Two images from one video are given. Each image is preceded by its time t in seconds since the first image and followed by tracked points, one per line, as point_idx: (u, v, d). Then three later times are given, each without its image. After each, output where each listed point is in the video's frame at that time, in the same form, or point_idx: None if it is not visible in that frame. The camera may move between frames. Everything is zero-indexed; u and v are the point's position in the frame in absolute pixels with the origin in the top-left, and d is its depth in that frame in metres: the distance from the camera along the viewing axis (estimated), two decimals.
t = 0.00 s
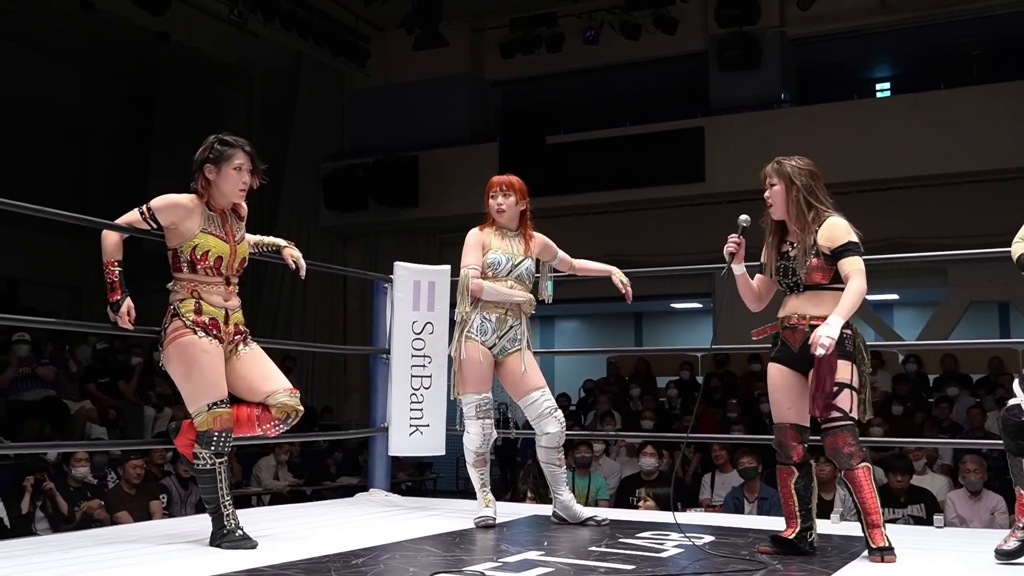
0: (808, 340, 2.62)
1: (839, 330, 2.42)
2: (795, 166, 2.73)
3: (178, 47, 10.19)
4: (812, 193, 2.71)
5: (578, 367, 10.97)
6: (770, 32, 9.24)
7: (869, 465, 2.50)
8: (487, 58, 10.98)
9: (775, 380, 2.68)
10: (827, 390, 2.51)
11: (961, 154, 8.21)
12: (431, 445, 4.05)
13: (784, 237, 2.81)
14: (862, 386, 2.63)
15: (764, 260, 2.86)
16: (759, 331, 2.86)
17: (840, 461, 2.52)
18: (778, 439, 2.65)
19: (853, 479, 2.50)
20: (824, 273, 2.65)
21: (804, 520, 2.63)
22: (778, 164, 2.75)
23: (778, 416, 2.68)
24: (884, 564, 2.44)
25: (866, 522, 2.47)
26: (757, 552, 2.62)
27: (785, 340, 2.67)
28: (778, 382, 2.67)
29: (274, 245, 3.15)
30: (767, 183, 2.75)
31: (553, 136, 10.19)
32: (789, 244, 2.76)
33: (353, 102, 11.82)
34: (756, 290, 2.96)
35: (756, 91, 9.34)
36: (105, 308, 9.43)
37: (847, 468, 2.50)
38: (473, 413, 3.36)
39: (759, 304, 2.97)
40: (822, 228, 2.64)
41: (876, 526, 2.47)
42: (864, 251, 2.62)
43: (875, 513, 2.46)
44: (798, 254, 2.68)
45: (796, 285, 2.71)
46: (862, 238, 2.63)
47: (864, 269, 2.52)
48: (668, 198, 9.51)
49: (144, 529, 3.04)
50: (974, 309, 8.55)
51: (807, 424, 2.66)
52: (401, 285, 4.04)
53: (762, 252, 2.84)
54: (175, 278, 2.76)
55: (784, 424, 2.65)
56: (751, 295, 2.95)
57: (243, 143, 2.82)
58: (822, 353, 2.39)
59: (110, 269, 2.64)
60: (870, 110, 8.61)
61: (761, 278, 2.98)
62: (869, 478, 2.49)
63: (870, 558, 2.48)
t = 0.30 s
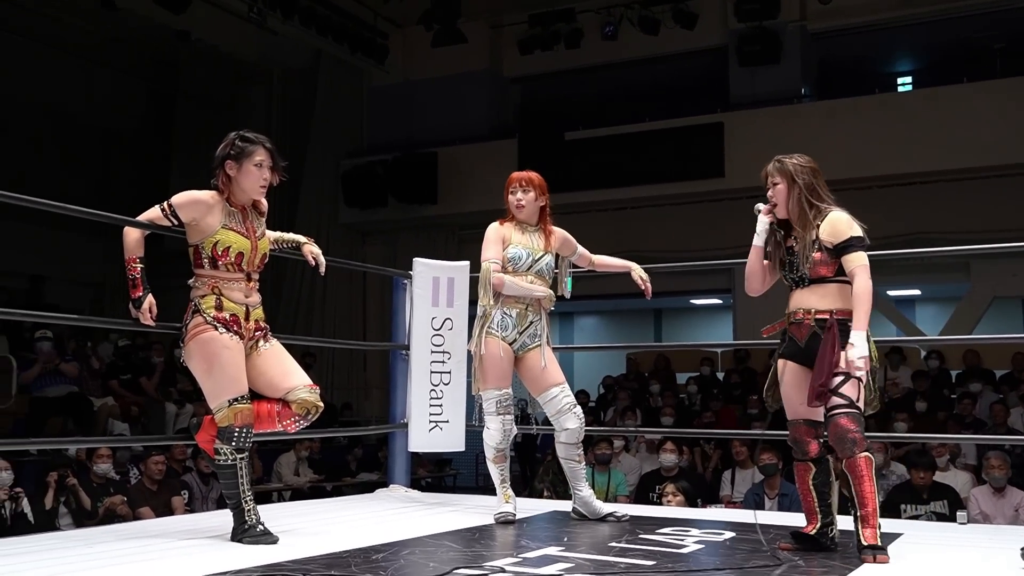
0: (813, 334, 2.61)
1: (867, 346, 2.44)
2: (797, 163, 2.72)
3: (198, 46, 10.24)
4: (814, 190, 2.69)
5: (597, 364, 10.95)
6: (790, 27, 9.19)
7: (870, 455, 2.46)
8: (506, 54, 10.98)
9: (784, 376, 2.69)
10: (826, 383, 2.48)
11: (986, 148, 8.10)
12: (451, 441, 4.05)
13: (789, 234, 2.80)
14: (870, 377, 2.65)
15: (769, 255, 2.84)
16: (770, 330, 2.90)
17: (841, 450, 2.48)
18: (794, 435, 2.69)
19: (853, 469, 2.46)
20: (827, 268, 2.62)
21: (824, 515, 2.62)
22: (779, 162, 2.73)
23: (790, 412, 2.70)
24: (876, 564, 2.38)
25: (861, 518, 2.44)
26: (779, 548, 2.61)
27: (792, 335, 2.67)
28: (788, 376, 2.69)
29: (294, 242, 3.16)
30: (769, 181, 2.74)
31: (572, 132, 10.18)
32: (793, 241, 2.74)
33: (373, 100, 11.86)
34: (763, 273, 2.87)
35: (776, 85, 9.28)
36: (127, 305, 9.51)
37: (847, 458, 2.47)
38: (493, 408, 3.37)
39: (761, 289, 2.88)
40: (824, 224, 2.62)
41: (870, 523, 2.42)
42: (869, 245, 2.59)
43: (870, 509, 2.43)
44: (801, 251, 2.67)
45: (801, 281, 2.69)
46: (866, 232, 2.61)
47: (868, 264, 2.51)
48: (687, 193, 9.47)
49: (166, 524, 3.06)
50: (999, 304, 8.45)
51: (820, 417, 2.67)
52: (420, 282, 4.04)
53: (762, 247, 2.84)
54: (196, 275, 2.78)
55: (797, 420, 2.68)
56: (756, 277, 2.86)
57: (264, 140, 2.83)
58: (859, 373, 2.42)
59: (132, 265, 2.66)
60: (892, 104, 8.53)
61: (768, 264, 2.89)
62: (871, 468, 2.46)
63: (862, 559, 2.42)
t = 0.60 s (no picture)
0: (822, 332, 2.60)
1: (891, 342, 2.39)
2: (816, 158, 2.69)
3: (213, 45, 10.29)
4: (831, 184, 2.67)
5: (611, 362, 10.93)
6: (805, 23, 9.15)
7: (884, 454, 2.44)
8: (519, 53, 10.98)
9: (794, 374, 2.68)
10: (839, 384, 2.48)
11: (1004, 144, 8.02)
12: (465, 439, 4.04)
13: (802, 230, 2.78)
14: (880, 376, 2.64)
15: (781, 254, 2.82)
16: (780, 327, 2.93)
17: (855, 449, 2.45)
18: (806, 434, 2.66)
19: (867, 468, 2.45)
20: (837, 264, 2.60)
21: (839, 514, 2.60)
22: (800, 153, 2.71)
23: (803, 410, 2.68)
24: (893, 565, 2.35)
25: (876, 519, 2.42)
26: (793, 547, 2.60)
27: (802, 333, 2.66)
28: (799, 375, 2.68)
29: (308, 239, 3.17)
30: (787, 173, 2.72)
31: (585, 130, 10.16)
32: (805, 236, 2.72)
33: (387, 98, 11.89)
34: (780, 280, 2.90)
35: (792, 83, 9.24)
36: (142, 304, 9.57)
37: (861, 457, 2.45)
38: (507, 406, 3.36)
39: (783, 299, 2.91)
40: (836, 219, 2.61)
41: (885, 524, 2.40)
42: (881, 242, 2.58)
43: (885, 508, 2.41)
44: (811, 245, 2.65)
45: (809, 276, 2.67)
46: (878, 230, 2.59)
47: (879, 260, 2.50)
48: (700, 191, 9.43)
49: (180, 521, 3.07)
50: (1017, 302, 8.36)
51: (834, 416, 2.64)
52: (434, 279, 4.01)
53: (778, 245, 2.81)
54: (209, 273, 2.79)
55: (810, 418, 2.66)
56: (776, 289, 2.89)
57: (280, 139, 2.84)
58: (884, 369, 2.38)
59: (146, 264, 2.67)
60: (908, 100, 8.47)
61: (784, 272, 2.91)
62: (886, 468, 2.44)
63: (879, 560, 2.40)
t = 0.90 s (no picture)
0: (827, 330, 2.59)
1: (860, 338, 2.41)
2: (823, 154, 2.68)
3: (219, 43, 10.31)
4: (838, 182, 2.66)
5: (616, 360, 10.91)
6: (811, 21, 9.13)
7: (889, 453, 2.43)
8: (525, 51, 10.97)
9: (798, 371, 2.66)
10: (843, 383, 2.47)
11: (1011, 142, 7.99)
12: (470, 436, 4.04)
13: (810, 228, 2.77)
14: (886, 376, 2.63)
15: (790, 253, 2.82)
16: (785, 323, 2.92)
17: (859, 448, 2.45)
18: (811, 432, 2.63)
19: (871, 466, 2.44)
20: (845, 265, 2.59)
21: (843, 512, 2.60)
22: (806, 152, 2.70)
23: (807, 408, 2.66)
24: (897, 563, 2.35)
25: (881, 517, 2.41)
26: (797, 545, 2.59)
27: (806, 332, 2.65)
28: (803, 374, 2.66)
29: (312, 236, 3.17)
30: (795, 170, 2.71)
31: (591, 128, 10.14)
32: (814, 235, 2.71)
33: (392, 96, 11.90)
34: (784, 278, 2.95)
35: (798, 80, 9.21)
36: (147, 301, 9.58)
37: (864, 456, 2.45)
38: (512, 404, 3.36)
39: (789, 295, 2.97)
40: (845, 220, 2.60)
41: (890, 522, 2.40)
42: (889, 243, 2.56)
43: (890, 507, 2.41)
44: (820, 246, 2.64)
45: (818, 276, 2.67)
46: (887, 231, 2.58)
47: (884, 264, 2.49)
48: (705, 189, 9.42)
49: (185, 519, 3.08)
50: None
51: (839, 414, 2.62)
52: (439, 277, 4.04)
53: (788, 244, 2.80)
54: (214, 270, 2.79)
55: (814, 416, 2.63)
56: (781, 286, 2.95)
57: (286, 137, 2.84)
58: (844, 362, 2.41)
59: (151, 261, 2.68)
60: (914, 98, 8.44)
61: (790, 269, 2.98)
62: (890, 467, 2.43)
63: (883, 557, 2.39)
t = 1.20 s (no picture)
0: (819, 333, 2.59)
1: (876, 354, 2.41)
2: (815, 158, 2.69)
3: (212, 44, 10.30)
4: (830, 185, 2.66)
5: (610, 362, 10.92)
6: (804, 24, 9.15)
7: (880, 455, 2.43)
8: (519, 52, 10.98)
9: (790, 373, 2.67)
10: (835, 385, 2.49)
11: (1003, 145, 8.02)
12: (463, 438, 4.03)
13: (803, 230, 2.78)
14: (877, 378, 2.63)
15: (782, 254, 2.83)
16: (778, 326, 2.94)
17: (851, 450, 2.45)
18: (803, 434, 2.64)
19: (863, 468, 2.44)
20: (837, 268, 2.60)
21: (835, 513, 2.61)
22: (797, 156, 2.72)
23: (799, 410, 2.67)
24: (889, 564, 2.37)
25: (872, 518, 2.42)
26: (789, 547, 2.60)
27: (798, 334, 2.65)
28: (795, 376, 2.66)
29: (305, 236, 3.17)
30: (787, 174, 2.73)
31: (584, 130, 10.15)
32: (806, 237, 2.72)
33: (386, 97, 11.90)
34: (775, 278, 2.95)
35: (791, 83, 9.23)
36: (140, 302, 9.55)
37: (857, 458, 2.45)
38: (505, 406, 3.36)
39: (778, 294, 2.97)
40: (836, 224, 2.60)
41: (882, 523, 2.40)
42: (880, 247, 2.57)
43: (881, 508, 2.41)
44: (812, 248, 2.65)
45: (810, 278, 2.67)
46: (878, 234, 2.58)
47: (875, 268, 2.50)
48: (699, 191, 9.43)
49: (177, 521, 3.07)
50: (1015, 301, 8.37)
51: (831, 416, 2.63)
52: (431, 279, 4.03)
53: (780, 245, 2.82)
54: (207, 272, 2.79)
55: (805, 418, 2.64)
56: (770, 284, 2.95)
57: (279, 139, 2.84)
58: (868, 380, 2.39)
59: (144, 263, 2.67)
60: (907, 101, 8.47)
61: (781, 269, 2.99)
62: (881, 469, 2.43)
63: (875, 559, 2.41)
